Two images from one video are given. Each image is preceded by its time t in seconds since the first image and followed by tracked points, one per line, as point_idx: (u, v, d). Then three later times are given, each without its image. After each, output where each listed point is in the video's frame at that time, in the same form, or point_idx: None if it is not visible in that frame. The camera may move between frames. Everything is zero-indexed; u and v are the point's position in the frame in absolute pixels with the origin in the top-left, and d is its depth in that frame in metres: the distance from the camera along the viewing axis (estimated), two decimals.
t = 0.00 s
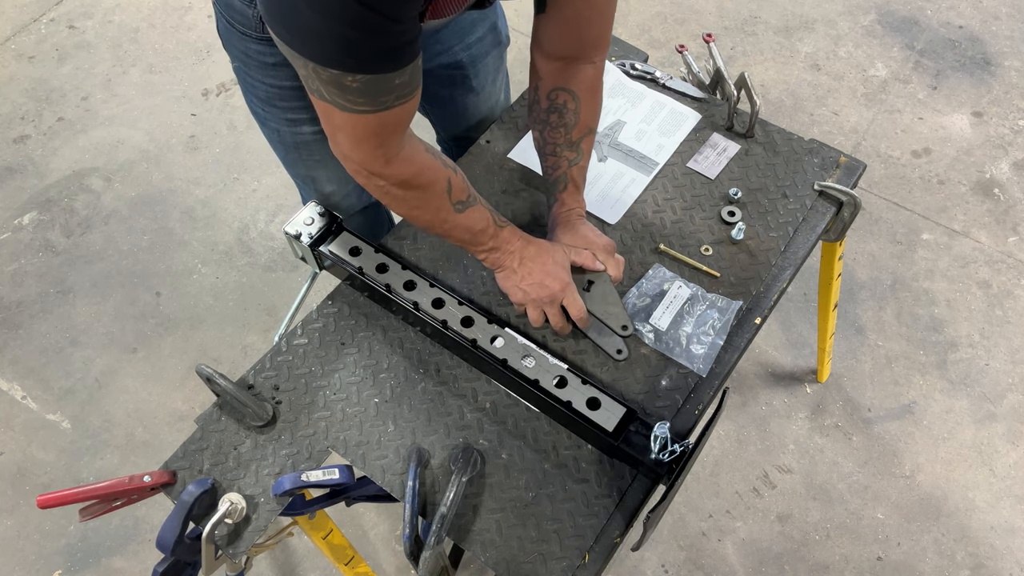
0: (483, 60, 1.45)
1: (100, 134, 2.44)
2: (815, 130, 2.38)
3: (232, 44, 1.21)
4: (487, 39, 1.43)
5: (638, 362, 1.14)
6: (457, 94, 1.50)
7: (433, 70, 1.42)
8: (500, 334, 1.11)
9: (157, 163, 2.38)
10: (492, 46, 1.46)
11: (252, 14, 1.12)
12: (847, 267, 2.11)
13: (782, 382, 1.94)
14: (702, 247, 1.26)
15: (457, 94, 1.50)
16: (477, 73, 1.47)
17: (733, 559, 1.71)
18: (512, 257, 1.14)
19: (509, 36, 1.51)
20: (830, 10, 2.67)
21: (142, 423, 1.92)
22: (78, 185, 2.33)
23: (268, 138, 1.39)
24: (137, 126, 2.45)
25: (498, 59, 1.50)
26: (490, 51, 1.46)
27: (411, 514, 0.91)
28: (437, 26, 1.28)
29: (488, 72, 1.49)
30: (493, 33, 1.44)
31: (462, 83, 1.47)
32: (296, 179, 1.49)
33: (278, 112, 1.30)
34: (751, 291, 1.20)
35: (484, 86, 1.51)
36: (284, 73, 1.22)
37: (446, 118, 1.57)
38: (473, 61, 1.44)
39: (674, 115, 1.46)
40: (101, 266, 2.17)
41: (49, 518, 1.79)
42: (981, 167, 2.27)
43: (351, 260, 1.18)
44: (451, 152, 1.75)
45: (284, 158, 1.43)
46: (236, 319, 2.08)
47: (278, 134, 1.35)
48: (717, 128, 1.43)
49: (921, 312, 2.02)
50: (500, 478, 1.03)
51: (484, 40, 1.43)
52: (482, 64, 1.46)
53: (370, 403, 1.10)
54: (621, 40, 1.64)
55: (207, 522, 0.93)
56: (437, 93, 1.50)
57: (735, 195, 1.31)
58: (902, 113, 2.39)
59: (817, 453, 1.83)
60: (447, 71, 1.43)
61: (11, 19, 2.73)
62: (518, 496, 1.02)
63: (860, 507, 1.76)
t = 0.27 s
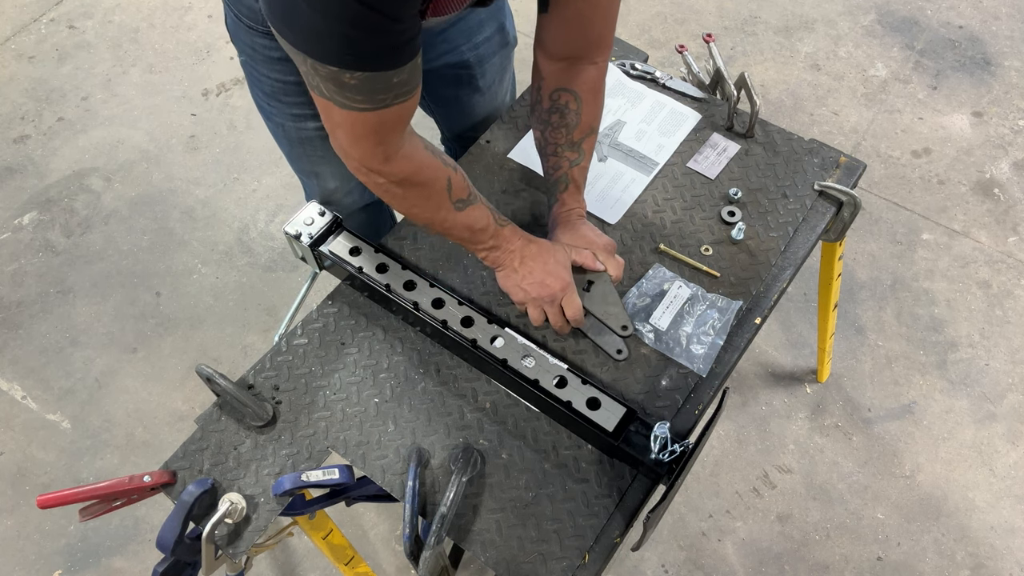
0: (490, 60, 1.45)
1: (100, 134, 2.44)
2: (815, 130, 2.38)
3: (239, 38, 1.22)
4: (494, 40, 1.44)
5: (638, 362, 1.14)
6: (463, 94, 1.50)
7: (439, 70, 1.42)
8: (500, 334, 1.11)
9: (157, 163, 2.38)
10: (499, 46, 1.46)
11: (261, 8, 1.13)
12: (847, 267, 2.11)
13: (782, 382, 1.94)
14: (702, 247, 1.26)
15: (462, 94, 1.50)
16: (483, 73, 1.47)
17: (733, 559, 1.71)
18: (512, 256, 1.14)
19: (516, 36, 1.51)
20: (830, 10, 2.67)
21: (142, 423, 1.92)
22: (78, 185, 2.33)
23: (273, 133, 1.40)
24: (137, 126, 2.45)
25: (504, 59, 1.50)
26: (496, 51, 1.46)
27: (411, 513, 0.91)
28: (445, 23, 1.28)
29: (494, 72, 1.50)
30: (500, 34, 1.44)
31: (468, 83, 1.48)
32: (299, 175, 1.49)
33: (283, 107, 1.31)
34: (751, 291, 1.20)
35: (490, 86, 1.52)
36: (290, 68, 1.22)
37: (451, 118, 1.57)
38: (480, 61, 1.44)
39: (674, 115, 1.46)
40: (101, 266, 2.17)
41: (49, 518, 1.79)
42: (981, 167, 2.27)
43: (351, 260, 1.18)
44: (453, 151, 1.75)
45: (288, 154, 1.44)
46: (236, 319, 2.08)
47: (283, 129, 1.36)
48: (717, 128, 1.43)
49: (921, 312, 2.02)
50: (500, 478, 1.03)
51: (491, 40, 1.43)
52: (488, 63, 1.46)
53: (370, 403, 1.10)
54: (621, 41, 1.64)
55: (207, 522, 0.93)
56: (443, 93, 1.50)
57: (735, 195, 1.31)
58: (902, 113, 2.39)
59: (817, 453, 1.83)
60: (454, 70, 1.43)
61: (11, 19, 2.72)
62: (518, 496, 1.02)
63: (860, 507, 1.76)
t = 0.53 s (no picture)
0: (492, 59, 1.45)
1: (100, 134, 2.44)
2: (815, 130, 2.38)
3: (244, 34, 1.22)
4: (497, 39, 1.44)
5: (638, 362, 1.14)
6: (465, 92, 1.50)
7: (442, 69, 1.43)
8: (500, 334, 1.11)
9: (157, 163, 2.38)
10: (502, 46, 1.46)
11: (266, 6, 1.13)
12: (847, 267, 2.11)
13: (782, 382, 1.94)
14: (702, 247, 1.26)
15: (465, 93, 1.50)
16: (485, 72, 1.47)
17: (733, 559, 1.71)
18: (512, 259, 1.14)
19: (519, 35, 1.51)
20: (830, 10, 2.67)
21: (142, 423, 1.92)
22: (78, 185, 2.33)
23: (276, 128, 1.40)
24: (137, 126, 2.45)
25: (507, 58, 1.50)
26: (499, 51, 1.46)
27: (410, 513, 0.91)
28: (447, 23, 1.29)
29: (496, 71, 1.50)
30: (503, 33, 1.44)
31: (470, 82, 1.48)
32: (301, 171, 1.50)
33: (287, 104, 1.32)
34: (751, 291, 1.20)
35: (492, 85, 1.52)
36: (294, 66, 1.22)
37: (453, 116, 1.58)
38: (483, 61, 1.44)
39: (674, 115, 1.46)
40: (101, 266, 2.17)
41: (49, 518, 1.79)
42: (981, 167, 2.27)
43: (351, 260, 1.19)
44: (455, 150, 1.75)
45: (291, 150, 1.44)
46: (236, 319, 2.08)
47: (287, 125, 1.36)
48: (717, 128, 1.43)
49: (921, 312, 2.02)
50: (500, 478, 1.03)
51: (494, 39, 1.43)
52: (491, 63, 1.46)
53: (370, 403, 1.10)
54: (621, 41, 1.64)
55: (207, 522, 0.93)
56: (446, 92, 1.50)
57: (736, 195, 1.31)
58: (902, 113, 2.39)
59: (817, 453, 1.83)
60: (456, 69, 1.43)
61: (11, 19, 2.72)
62: (518, 496, 1.02)
63: (860, 507, 1.76)
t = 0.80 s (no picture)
0: (493, 58, 1.45)
1: (100, 134, 2.44)
2: (815, 130, 2.38)
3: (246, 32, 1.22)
4: (499, 39, 1.44)
5: (638, 362, 1.14)
6: (467, 92, 1.51)
7: (444, 68, 1.43)
8: (500, 334, 1.11)
9: (157, 163, 2.38)
10: (504, 45, 1.46)
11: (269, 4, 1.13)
12: (847, 267, 2.11)
13: (782, 382, 1.94)
14: (702, 247, 1.26)
15: (466, 92, 1.51)
16: (487, 71, 1.47)
17: (733, 558, 1.71)
18: (512, 259, 1.14)
19: (520, 34, 1.52)
20: (830, 10, 2.67)
21: (142, 423, 1.92)
22: (78, 185, 2.33)
23: (277, 126, 1.40)
24: (137, 126, 2.45)
25: (509, 57, 1.50)
26: (501, 50, 1.46)
27: (410, 514, 0.91)
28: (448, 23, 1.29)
29: (497, 70, 1.50)
30: (505, 32, 1.44)
31: (472, 81, 1.48)
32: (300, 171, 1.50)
33: (289, 102, 1.32)
34: (751, 291, 1.20)
35: (494, 84, 1.52)
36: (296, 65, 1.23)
37: (455, 116, 1.58)
38: (485, 60, 1.44)
39: (674, 115, 1.46)
40: (101, 266, 2.17)
41: (49, 518, 1.79)
42: (981, 167, 2.27)
43: (351, 260, 1.19)
44: (455, 149, 1.75)
45: (292, 149, 1.45)
46: (236, 319, 2.08)
47: (288, 123, 1.37)
48: (717, 128, 1.43)
49: (921, 312, 2.02)
50: (500, 478, 1.03)
51: (496, 39, 1.43)
52: (493, 62, 1.46)
53: (370, 403, 1.10)
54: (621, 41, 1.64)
55: (207, 522, 0.93)
56: (448, 91, 1.50)
57: (735, 195, 1.31)
58: (902, 114, 2.39)
59: (817, 453, 1.83)
60: (458, 68, 1.43)
61: (11, 19, 2.73)
62: (518, 495, 1.02)
63: (860, 507, 1.76)
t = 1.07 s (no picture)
0: (498, 59, 1.45)
1: (100, 134, 2.44)
2: (815, 130, 2.38)
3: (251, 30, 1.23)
4: (503, 40, 1.44)
5: (638, 362, 1.14)
6: (470, 93, 1.51)
7: (447, 68, 1.43)
8: (500, 334, 1.11)
9: (157, 163, 2.38)
10: (508, 46, 1.46)
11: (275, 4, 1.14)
12: (847, 267, 2.11)
13: (782, 382, 1.94)
14: (702, 247, 1.26)
15: (470, 93, 1.51)
16: (491, 73, 1.47)
17: (733, 558, 1.71)
18: (512, 259, 1.14)
19: (525, 36, 1.51)
20: (830, 10, 2.67)
21: (142, 423, 1.92)
22: (78, 185, 2.33)
23: (279, 123, 1.40)
24: (137, 126, 2.45)
25: (514, 58, 1.50)
26: (506, 51, 1.46)
27: (410, 513, 0.91)
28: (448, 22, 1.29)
29: (501, 71, 1.50)
30: (510, 34, 1.44)
31: (476, 82, 1.48)
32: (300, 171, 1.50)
33: (291, 100, 1.32)
34: (751, 291, 1.20)
35: (498, 85, 1.52)
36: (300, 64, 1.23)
37: (457, 116, 1.58)
38: (489, 61, 1.44)
39: (674, 115, 1.46)
40: (101, 266, 2.17)
41: (49, 518, 1.79)
42: (981, 167, 2.27)
43: (351, 260, 1.19)
44: (456, 149, 1.75)
45: (293, 146, 1.45)
46: (236, 319, 2.08)
47: (290, 121, 1.37)
48: (717, 128, 1.43)
49: (921, 312, 2.02)
50: (500, 478, 1.03)
51: (501, 40, 1.43)
52: (497, 63, 1.46)
53: (370, 403, 1.10)
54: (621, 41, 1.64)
55: (207, 522, 0.93)
56: (450, 91, 1.50)
57: (735, 195, 1.31)
58: (902, 113, 2.39)
59: (817, 453, 1.83)
60: (462, 69, 1.43)
61: (11, 19, 2.73)
62: (518, 495, 1.02)
63: (860, 507, 1.76)
